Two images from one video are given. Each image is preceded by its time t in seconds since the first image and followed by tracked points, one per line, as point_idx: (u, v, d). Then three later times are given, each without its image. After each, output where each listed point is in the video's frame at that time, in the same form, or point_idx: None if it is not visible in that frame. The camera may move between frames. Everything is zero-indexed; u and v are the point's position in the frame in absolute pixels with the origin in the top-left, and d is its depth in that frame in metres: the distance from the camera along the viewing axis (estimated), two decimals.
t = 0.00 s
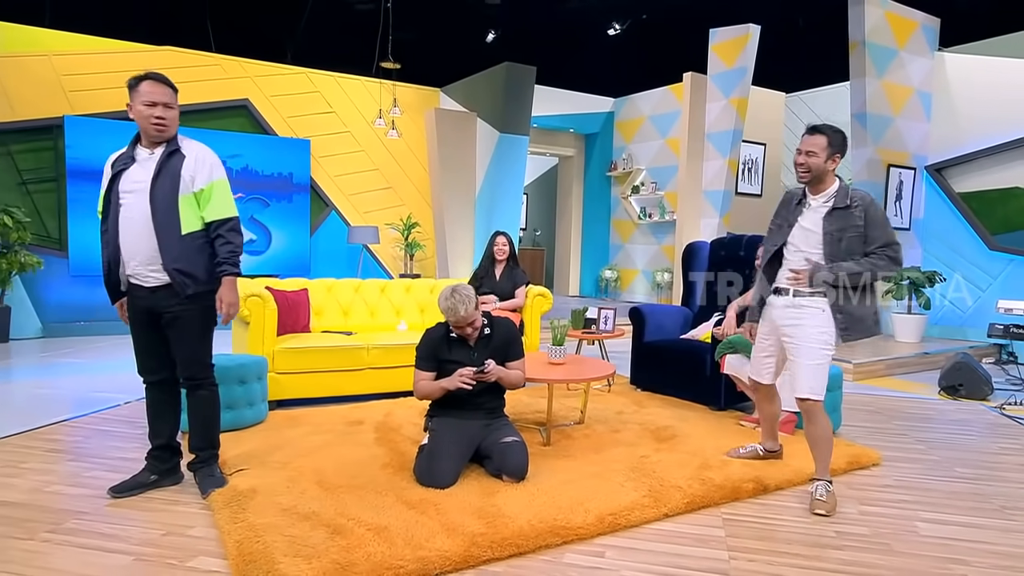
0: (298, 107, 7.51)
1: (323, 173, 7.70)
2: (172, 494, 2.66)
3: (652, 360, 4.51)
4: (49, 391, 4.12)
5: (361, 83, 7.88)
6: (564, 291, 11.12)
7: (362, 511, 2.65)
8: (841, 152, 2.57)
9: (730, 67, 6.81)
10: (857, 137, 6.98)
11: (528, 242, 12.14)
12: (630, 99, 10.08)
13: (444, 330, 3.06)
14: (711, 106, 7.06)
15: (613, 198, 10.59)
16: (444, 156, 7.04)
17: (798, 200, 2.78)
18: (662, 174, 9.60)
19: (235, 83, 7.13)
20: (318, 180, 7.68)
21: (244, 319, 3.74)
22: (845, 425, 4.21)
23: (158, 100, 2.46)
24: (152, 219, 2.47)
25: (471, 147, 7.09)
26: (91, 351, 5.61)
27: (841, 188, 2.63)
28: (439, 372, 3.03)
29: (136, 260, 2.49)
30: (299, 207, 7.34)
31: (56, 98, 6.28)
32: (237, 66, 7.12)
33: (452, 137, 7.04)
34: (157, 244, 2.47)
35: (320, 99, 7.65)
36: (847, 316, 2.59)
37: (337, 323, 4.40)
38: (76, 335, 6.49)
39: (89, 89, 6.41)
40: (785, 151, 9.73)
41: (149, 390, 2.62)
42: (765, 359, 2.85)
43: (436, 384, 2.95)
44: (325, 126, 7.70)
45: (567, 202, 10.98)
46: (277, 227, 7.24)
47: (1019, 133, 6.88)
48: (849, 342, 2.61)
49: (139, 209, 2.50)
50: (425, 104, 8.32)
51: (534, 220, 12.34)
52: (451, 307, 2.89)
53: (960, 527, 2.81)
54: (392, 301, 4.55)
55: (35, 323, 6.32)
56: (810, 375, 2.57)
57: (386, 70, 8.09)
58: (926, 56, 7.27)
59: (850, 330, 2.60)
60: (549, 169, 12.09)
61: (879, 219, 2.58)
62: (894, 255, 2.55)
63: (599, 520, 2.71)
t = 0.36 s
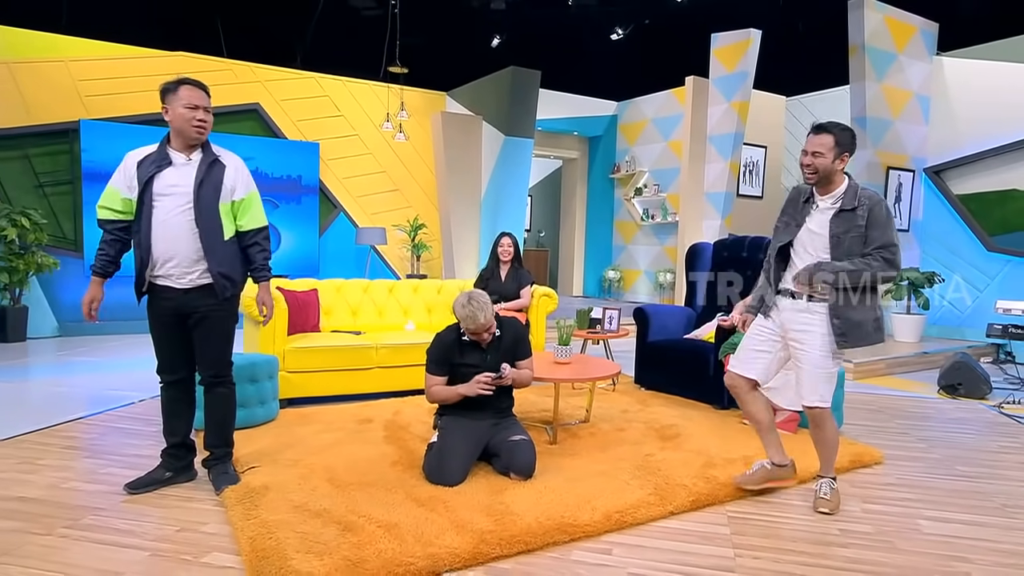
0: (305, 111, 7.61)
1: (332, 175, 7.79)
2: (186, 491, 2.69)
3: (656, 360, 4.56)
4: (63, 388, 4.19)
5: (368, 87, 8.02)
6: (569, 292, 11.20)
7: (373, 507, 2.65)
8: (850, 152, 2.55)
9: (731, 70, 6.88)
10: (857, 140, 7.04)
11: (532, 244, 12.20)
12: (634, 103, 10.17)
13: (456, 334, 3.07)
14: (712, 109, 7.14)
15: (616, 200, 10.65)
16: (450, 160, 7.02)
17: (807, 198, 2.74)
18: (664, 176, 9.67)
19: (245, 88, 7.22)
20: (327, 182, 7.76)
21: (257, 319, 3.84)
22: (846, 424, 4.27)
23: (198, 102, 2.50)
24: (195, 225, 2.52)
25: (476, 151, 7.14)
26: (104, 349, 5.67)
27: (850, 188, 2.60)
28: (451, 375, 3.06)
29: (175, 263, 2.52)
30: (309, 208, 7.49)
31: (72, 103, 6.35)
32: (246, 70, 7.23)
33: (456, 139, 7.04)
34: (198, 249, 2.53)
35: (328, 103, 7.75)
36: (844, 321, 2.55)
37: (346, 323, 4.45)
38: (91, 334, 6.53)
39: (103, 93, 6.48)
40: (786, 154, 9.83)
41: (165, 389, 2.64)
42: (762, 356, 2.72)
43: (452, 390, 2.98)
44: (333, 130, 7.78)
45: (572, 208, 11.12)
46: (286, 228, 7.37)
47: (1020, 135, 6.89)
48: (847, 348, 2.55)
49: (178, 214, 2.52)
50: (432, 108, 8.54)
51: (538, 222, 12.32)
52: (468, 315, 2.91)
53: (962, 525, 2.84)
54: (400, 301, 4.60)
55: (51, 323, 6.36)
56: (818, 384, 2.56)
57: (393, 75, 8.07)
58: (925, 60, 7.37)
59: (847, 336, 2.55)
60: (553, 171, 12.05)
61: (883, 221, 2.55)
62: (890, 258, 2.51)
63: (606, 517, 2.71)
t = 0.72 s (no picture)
0: (309, 112, 7.61)
1: (336, 176, 7.79)
2: (193, 491, 2.69)
3: (660, 360, 4.57)
4: (69, 387, 4.19)
5: (372, 89, 8.00)
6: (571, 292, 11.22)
7: (379, 507, 2.65)
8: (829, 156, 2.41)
9: (733, 71, 6.90)
10: (860, 141, 7.09)
11: (535, 244, 12.22)
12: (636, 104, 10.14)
13: (461, 338, 3.06)
14: (715, 110, 7.16)
15: (619, 200, 10.67)
16: (454, 160, 7.22)
17: (785, 207, 2.57)
18: (667, 177, 9.67)
19: (250, 89, 7.21)
20: (331, 183, 7.77)
21: (262, 320, 3.85)
22: (850, 424, 4.27)
23: (217, 104, 2.51)
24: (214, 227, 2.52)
25: (480, 149, 7.24)
26: (111, 349, 5.66)
27: (835, 197, 2.48)
28: (457, 379, 3.07)
29: (194, 264, 2.52)
30: (313, 209, 7.49)
31: (80, 105, 6.35)
32: (252, 71, 7.22)
33: (459, 141, 7.19)
34: (218, 251, 2.53)
35: (332, 104, 7.75)
36: (833, 331, 2.40)
37: (351, 323, 4.45)
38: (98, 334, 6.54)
39: (111, 95, 6.48)
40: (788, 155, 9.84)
41: (172, 389, 2.64)
42: (746, 384, 2.51)
43: (459, 396, 2.97)
44: (337, 130, 7.78)
45: (574, 210, 11.10)
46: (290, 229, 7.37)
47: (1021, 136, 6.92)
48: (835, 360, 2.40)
49: (197, 216, 2.52)
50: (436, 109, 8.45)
51: (540, 222, 12.37)
52: (472, 321, 2.90)
53: (968, 526, 2.84)
54: (404, 301, 4.60)
55: (58, 322, 6.37)
56: (814, 401, 2.39)
57: (397, 76, 8.07)
58: (929, 60, 7.39)
59: (836, 347, 2.40)
60: (556, 171, 12.09)
61: (872, 232, 2.45)
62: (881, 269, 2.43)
63: (612, 518, 2.71)
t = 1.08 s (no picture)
0: (312, 112, 7.61)
1: (339, 176, 7.79)
2: (198, 491, 2.69)
3: (665, 360, 4.56)
4: (73, 387, 4.18)
5: (375, 89, 8.00)
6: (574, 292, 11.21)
7: (384, 508, 2.64)
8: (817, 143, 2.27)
9: (737, 71, 6.90)
10: (864, 141, 7.10)
11: (537, 245, 12.21)
12: (640, 103, 10.12)
13: (461, 339, 3.04)
14: (719, 110, 7.15)
15: (622, 200, 10.65)
16: (457, 158, 7.12)
17: (773, 196, 2.43)
18: (671, 177, 9.66)
19: (254, 89, 7.23)
20: (335, 184, 7.76)
21: (265, 321, 3.86)
22: (855, 425, 4.26)
23: (227, 104, 2.50)
24: (223, 227, 2.51)
25: (484, 149, 7.18)
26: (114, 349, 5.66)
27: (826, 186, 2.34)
28: (458, 379, 3.06)
29: (203, 264, 2.51)
30: (316, 209, 7.50)
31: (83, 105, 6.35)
32: (255, 72, 7.23)
33: (463, 140, 7.11)
34: (227, 251, 2.53)
35: (336, 104, 7.75)
36: (820, 328, 2.27)
37: (355, 323, 4.45)
38: (100, 334, 6.52)
39: (115, 96, 6.49)
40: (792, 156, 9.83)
41: (178, 390, 2.62)
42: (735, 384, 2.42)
43: (459, 396, 2.96)
44: (341, 130, 7.78)
45: (577, 210, 11.09)
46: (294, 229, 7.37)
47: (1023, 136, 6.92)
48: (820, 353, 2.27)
49: (206, 215, 2.52)
50: (439, 109, 8.43)
51: (543, 222, 12.38)
52: (467, 323, 2.87)
53: (975, 528, 2.83)
54: (408, 301, 4.59)
55: (61, 322, 6.36)
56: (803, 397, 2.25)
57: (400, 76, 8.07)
58: (933, 59, 7.39)
59: (823, 344, 2.27)
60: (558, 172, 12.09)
61: (863, 224, 2.30)
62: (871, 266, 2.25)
63: (617, 519, 2.70)
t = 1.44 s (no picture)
0: (315, 113, 7.61)
1: (342, 176, 7.79)
2: (202, 492, 2.68)
3: (668, 361, 4.55)
4: (76, 387, 4.18)
5: (377, 89, 7.99)
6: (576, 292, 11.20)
7: (388, 509, 2.63)
8: (803, 139, 1.95)
9: (740, 71, 6.89)
10: (868, 141, 7.10)
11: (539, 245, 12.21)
12: (642, 103, 10.03)
13: (467, 337, 3.05)
14: (722, 109, 7.15)
15: (625, 201, 10.65)
16: (461, 157, 7.12)
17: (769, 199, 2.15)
18: (674, 177, 9.65)
19: (257, 89, 7.23)
20: (338, 184, 7.76)
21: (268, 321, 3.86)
22: (860, 425, 4.25)
23: (233, 104, 2.49)
24: (228, 228, 2.50)
25: (487, 150, 7.20)
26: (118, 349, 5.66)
27: (819, 185, 2.02)
28: (462, 377, 3.05)
29: (208, 265, 2.51)
30: (319, 209, 7.51)
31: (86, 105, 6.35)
32: (257, 72, 7.22)
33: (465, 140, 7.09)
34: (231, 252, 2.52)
35: (339, 104, 7.75)
36: (806, 341, 1.99)
37: (358, 324, 4.45)
38: (103, 334, 6.51)
39: (119, 96, 6.49)
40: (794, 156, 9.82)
41: (182, 390, 2.62)
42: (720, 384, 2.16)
43: (463, 392, 2.95)
44: (344, 131, 7.78)
45: (579, 211, 11.10)
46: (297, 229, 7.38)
47: None
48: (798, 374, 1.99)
49: (211, 217, 2.51)
50: (442, 109, 8.41)
51: (545, 222, 12.38)
52: (476, 316, 2.88)
53: (981, 529, 2.81)
54: (411, 301, 4.59)
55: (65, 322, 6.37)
56: (759, 401, 1.95)
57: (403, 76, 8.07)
58: (936, 59, 7.39)
59: (807, 361, 1.99)
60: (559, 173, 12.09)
61: (854, 227, 1.96)
62: (857, 275, 1.93)
63: (622, 520, 2.69)
